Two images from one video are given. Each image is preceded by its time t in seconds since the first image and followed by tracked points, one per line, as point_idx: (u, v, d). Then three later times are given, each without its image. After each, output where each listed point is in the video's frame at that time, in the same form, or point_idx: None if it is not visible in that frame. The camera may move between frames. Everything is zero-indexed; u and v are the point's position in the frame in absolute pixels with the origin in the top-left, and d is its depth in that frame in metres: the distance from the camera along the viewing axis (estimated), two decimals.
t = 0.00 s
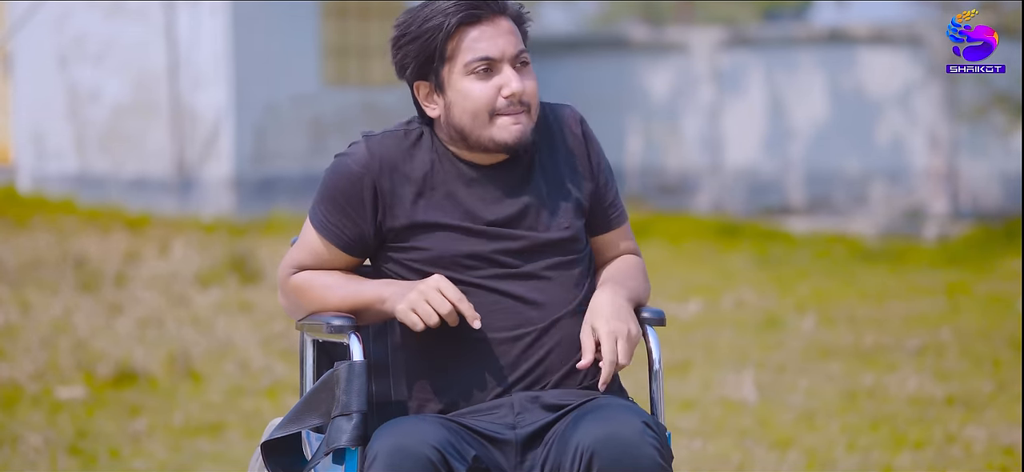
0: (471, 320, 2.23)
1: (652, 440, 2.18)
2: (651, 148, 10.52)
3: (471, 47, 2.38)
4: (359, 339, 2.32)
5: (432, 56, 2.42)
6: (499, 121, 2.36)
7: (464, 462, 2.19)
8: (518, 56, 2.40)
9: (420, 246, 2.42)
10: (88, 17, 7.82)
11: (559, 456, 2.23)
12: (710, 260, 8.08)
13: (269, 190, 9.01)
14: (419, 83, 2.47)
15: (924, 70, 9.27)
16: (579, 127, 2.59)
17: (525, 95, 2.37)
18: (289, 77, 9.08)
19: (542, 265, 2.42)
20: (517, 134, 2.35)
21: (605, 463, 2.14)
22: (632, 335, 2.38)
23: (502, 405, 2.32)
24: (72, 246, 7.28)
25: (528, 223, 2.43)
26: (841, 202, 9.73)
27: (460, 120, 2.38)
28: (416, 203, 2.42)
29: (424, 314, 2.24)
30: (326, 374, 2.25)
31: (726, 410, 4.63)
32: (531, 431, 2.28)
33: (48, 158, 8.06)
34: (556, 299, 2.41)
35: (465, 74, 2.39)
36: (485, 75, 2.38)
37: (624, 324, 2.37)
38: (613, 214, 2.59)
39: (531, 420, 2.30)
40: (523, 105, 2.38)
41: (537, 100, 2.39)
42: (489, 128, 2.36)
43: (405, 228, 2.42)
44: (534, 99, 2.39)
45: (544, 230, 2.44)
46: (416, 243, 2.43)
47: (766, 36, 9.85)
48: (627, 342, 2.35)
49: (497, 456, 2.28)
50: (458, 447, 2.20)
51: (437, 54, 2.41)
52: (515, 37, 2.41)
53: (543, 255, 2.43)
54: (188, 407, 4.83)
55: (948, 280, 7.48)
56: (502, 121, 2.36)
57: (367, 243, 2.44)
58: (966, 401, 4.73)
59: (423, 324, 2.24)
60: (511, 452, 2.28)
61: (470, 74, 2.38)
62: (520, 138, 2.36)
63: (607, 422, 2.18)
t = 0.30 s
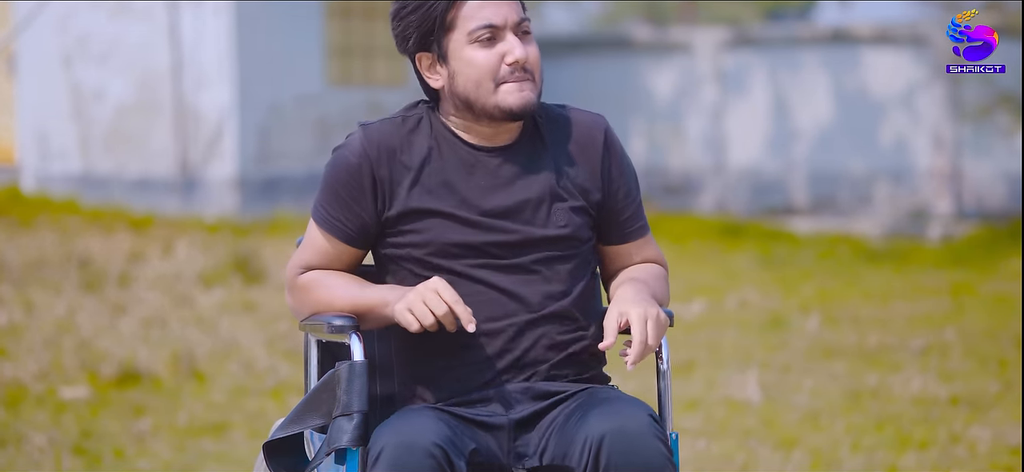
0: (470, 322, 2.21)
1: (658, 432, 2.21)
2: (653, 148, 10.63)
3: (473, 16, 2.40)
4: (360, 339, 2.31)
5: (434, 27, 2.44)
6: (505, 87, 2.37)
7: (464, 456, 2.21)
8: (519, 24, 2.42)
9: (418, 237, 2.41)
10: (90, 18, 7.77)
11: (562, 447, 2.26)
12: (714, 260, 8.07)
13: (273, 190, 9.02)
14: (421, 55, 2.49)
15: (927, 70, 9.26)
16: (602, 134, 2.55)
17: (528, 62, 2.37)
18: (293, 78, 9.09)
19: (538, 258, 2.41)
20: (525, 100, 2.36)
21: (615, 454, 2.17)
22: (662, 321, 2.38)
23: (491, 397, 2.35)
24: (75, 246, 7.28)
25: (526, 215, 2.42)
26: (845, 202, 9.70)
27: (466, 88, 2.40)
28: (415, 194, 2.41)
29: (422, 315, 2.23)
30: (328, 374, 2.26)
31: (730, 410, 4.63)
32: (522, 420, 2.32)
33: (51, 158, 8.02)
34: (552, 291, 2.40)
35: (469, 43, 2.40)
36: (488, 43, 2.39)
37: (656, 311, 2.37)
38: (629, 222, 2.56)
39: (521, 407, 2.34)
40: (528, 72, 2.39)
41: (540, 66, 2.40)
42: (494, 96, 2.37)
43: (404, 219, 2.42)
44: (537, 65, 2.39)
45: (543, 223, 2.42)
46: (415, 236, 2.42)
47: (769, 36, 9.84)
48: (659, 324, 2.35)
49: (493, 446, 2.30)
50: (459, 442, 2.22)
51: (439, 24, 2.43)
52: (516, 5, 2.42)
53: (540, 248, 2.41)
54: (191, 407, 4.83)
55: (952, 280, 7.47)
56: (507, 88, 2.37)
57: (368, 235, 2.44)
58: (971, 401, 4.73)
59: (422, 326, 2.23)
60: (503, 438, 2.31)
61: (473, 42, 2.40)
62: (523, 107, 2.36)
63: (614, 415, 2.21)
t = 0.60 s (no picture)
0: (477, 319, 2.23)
1: (658, 430, 2.24)
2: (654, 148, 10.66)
3: (477, 29, 2.42)
4: (359, 340, 2.31)
5: (437, 39, 2.45)
6: (508, 99, 2.38)
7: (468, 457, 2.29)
8: (521, 37, 2.43)
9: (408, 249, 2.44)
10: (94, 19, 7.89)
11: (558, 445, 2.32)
12: (716, 260, 8.06)
13: (274, 190, 8.96)
14: (423, 67, 2.50)
15: (930, 69, 9.23)
16: (596, 143, 2.55)
17: (530, 75, 2.39)
18: (294, 77, 9.09)
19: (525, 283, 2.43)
20: (528, 112, 2.37)
21: (616, 448, 2.20)
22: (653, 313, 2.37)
23: (485, 402, 2.40)
24: (77, 245, 7.28)
25: (517, 237, 2.43)
26: (848, 202, 9.68)
27: (469, 101, 2.41)
28: (410, 202, 2.43)
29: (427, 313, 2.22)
30: (327, 374, 2.26)
31: (731, 410, 4.62)
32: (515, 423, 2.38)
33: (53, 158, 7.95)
34: (539, 316, 2.43)
35: (472, 55, 2.42)
36: (492, 55, 2.41)
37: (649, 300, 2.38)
38: (620, 230, 2.57)
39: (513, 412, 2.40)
40: (530, 85, 2.40)
41: (542, 79, 2.42)
42: (497, 108, 2.38)
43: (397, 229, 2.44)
44: (539, 78, 2.41)
45: (534, 242, 2.44)
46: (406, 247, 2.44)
47: (771, 35, 9.82)
48: (647, 310, 2.35)
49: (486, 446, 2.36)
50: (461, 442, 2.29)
51: (442, 36, 2.45)
52: (518, 19, 2.44)
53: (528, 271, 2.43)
54: (193, 407, 4.83)
55: (955, 280, 7.45)
56: (511, 100, 2.38)
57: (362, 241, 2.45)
58: (973, 401, 4.72)
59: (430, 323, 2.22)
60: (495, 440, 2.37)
61: (477, 55, 2.41)
62: (527, 119, 2.36)
63: (616, 412, 2.26)
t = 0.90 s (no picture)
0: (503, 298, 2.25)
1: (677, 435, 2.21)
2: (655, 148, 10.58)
3: (471, 48, 2.46)
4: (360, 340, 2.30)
5: (433, 57, 2.49)
6: (502, 116, 2.43)
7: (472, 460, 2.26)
8: (516, 56, 2.48)
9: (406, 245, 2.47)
10: (93, 18, 7.86)
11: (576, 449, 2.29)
12: (716, 260, 8.07)
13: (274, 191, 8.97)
14: (419, 84, 2.54)
15: (930, 69, 9.23)
16: (577, 138, 2.61)
17: (525, 93, 2.43)
18: (294, 77, 9.09)
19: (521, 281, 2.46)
20: (522, 129, 2.41)
21: (635, 449, 2.17)
22: (617, 307, 2.35)
23: (491, 407, 2.39)
24: (76, 245, 7.29)
25: (515, 233, 2.46)
26: (847, 203, 9.68)
27: (464, 118, 2.44)
28: (414, 193, 2.46)
29: (459, 303, 2.23)
30: (327, 376, 2.25)
31: (731, 410, 4.62)
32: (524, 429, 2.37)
33: (53, 157, 7.98)
34: (532, 316, 2.45)
35: (467, 73, 2.46)
36: (487, 73, 2.45)
37: (608, 296, 2.34)
38: (601, 227, 2.59)
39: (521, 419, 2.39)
40: (524, 102, 2.45)
41: (535, 96, 2.46)
42: (492, 124, 2.42)
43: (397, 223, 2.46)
44: (533, 95, 2.46)
45: (531, 238, 2.47)
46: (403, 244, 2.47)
47: (771, 36, 9.83)
48: (600, 313, 2.32)
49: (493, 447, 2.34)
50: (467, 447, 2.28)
51: (438, 54, 2.49)
52: (512, 37, 2.49)
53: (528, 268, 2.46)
54: (192, 407, 4.83)
55: (954, 281, 7.46)
56: (506, 116, 2.42)
57: (369, 235, 2.46)
58: (973, 401, 4.72)
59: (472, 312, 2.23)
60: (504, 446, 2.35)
61: (472, 73, 2.45)
62: (521, 138, 2.41)
63: (635, 415, 2.23)
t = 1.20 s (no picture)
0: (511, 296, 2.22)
1: (680, 437, 2.21)
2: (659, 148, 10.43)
3: (480, 55, 2.48)
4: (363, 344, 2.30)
5: (442, 63, 2.52)
6: (510, 123, 2.46)
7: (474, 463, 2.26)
8: (524, 62, 2.50)
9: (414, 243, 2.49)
10: (96, 19, 7.90)
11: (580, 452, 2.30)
12: (717, 261, 8.06)
13: (276, 192, 8.96)
14: (429, 90, 2.58)
15: (932, 69, 9.23)
16: (583, 140, 2.66)
17: (532, 100, 2.46)
18: (297, 79, 9.11)
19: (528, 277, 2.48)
20: (529, 136, 2.45)
21: (638, 451, 2.17)
22: (597, 315, 2.35)
23: (495, 409, 2.39)
24: (79, 246, 7.29)
25: (519, 228, 2.48)
26: (848, 203, 9.64)
27: (472, 124, 2.48)
28: (421, 193, 2.50)
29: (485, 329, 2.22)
30: (331, 379, 2.26)
31: (733, 411, 4.63)
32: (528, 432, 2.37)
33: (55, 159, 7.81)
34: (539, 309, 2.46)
35: (475, 80, 2.49)
36: (495, 80, 2.48)
37: (591, 303, 2.33)
38: (603, 228, 2.60)
39: (526, 423, 2.38)
40: (532, 108, 2.48)
41: (543, 102, 2.49)
42: (500, 131, 2.46)
43: (405, 223, 2.49)
44: (540, 101, 2.48)
45: (536, 233, 2.50)
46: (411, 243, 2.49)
47: (773, 36, 9.84)
48: (576, 320, 2.31)
49: (497, 449, 2.34)
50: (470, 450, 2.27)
51: (447, 61, 2.52)
52: (522, 43, 2.51)
53: (533, 261, 2.48)
54: (195, 408, 4.84)
55: (957, 282, 7.46)
56: (513, 123, 2.46)
57: (381, 234, 2.48)
58: (975, 403, 4.72)
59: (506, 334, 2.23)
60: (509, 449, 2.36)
61: (480, 80, 2.48)
62: (527, 143, 2.45)
63: (638, 418, 2.23)
